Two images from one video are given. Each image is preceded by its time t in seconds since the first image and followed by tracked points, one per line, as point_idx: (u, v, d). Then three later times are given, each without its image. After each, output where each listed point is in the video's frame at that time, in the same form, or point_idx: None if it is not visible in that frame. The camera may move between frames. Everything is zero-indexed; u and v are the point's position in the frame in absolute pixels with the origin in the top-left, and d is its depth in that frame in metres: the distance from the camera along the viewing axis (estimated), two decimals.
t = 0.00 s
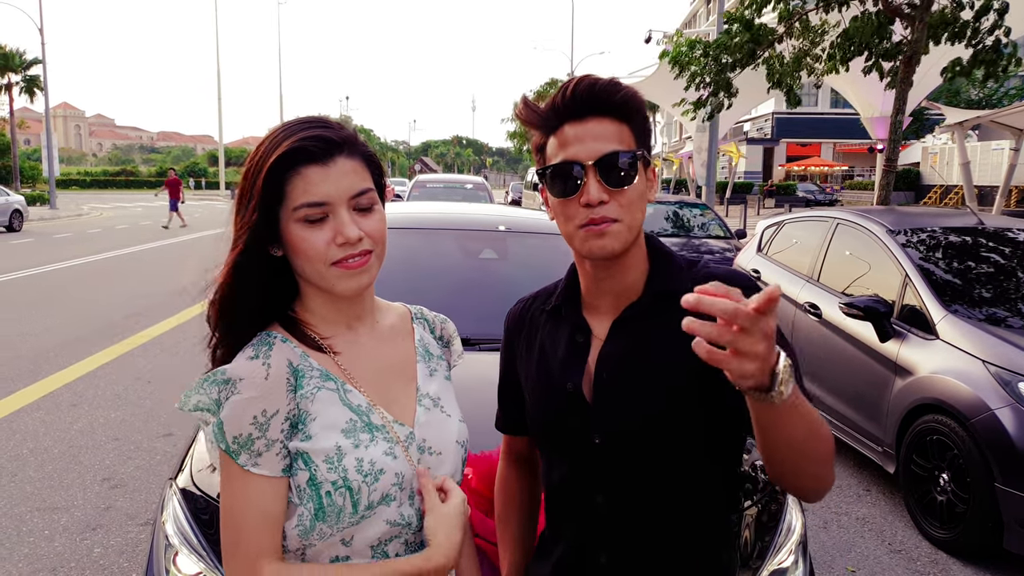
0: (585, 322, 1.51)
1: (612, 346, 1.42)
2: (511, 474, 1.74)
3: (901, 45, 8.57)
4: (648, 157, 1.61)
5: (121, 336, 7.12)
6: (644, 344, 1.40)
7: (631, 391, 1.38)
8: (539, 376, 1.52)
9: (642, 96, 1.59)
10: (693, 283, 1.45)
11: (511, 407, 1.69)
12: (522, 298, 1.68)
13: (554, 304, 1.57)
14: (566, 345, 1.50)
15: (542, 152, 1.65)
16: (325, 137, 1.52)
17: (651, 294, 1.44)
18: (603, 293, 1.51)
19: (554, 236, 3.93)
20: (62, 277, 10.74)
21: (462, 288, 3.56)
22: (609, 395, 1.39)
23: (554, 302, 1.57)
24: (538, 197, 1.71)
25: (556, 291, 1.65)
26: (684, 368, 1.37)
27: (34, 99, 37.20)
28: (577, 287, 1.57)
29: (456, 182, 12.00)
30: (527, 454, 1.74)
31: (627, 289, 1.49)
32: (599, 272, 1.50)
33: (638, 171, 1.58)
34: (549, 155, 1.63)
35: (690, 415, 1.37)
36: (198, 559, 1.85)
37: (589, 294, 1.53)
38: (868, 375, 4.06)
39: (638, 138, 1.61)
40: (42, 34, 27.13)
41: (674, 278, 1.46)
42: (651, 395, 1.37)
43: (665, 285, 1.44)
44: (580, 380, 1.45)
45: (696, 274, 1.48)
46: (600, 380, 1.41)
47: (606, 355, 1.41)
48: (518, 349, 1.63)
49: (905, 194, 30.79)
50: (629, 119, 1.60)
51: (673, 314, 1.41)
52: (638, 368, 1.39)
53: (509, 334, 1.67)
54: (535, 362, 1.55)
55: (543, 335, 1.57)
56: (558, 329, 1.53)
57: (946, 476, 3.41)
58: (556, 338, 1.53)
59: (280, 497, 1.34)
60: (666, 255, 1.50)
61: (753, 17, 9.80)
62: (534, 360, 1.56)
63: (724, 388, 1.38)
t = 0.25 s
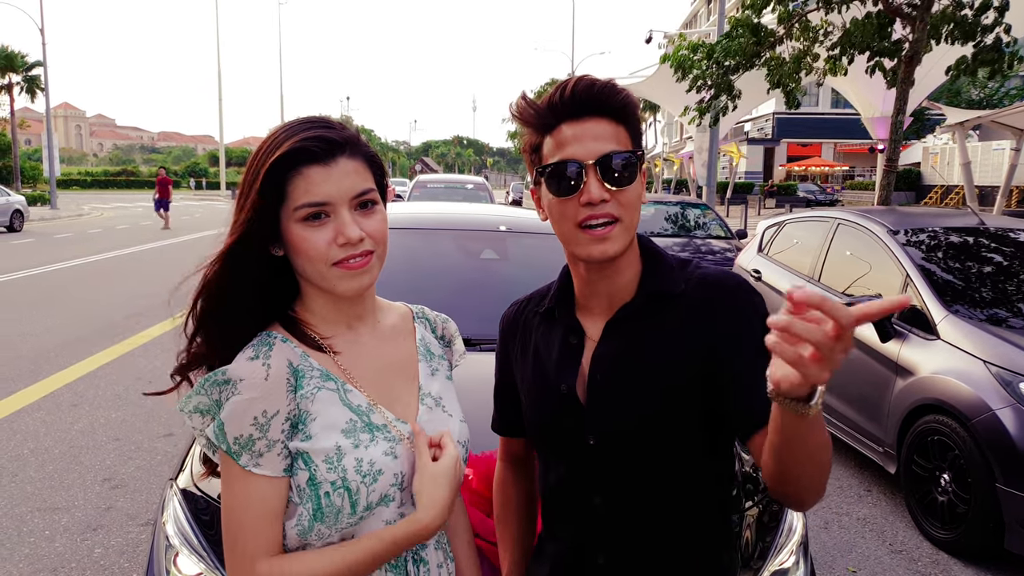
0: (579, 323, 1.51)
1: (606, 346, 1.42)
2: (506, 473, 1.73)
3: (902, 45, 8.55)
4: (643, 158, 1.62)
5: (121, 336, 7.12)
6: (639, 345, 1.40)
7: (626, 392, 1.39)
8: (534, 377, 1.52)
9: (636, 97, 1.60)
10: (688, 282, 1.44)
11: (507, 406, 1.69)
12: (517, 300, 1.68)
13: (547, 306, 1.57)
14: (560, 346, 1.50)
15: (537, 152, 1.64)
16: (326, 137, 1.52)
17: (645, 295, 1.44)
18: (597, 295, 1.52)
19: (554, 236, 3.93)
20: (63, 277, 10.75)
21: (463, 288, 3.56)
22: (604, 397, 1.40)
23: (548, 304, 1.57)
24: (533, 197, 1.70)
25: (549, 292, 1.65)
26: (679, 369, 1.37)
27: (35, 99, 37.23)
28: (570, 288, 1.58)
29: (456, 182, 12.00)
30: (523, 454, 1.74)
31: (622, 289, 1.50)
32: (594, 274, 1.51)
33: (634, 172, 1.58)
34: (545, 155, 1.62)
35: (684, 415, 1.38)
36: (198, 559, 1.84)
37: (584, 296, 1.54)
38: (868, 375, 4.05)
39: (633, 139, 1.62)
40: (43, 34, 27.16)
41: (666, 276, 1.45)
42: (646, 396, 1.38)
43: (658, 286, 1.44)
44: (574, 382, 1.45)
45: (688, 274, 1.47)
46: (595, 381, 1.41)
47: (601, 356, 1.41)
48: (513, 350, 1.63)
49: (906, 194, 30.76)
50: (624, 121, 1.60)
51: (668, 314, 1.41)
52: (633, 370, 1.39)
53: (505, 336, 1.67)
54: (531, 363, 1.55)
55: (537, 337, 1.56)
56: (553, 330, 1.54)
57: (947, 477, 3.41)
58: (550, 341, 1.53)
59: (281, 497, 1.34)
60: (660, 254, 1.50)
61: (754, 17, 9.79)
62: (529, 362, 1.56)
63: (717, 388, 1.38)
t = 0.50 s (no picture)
0: (575, 324, 1.51)
1: (602, 348, 1.42)
2: (501, 474, 1.74)
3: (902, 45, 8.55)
4: (635, 159, 1.62)
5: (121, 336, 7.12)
6: (636, 347, 1.40)
7: (625, 393, 1.38)
8: (531, 379, 1.52)
9: (628, 97, 1.60)
10: (686, 283, 1.44)
11: (499, 407, 1.68)
12: (511, 301, 1.68)
13: (542, 308, 1.56)
14: (556, 348, 1.50)
15: (529, 153, 1.65)
16: (327, 136, 1.51)
17: (641, 296, 1.43)
18: (592, 296, 1.52)
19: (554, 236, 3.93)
20: (64, 277, 10.76)
21: (463, 289, 3.56)
22: (603, 399, 1.39)
23: (542, 306, 1.57)
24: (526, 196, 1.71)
25: (543, 294, 1.64)
26: (676, 370, 1.37)
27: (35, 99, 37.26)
28: (565, 288, 1.58)
29: (457, 182, 12.00)
30: (518, 456, 1.74)
31: (618, 290, 1.50)
32: (588, 275, 1.52)
33: (625, 173, 1.59)
34: (536, 157, 1.63)
35: (681, 417, 1.38)
36: (198, 560, 1.84)
37: (578, 296, 1.54)
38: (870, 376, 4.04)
39: (625, 140, 1.62)
40: (44, 35, 27.21)
41: (663, 277, 1.45)
42: (644, 397, 1.38)
43: (654, 287, 1.43)
44: (572, 384, 1.45)
45: (685, 274, 1.46)
46: (593, 383, 1.40)
47: (599, 358, 1.41)
48: (508, 353, 1.62)
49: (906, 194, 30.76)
50: (617, 121, 1.60)
51: (663, 315, 1.41)
52: (630, 371, 1.39)
53: (499, 338, 1.66)
54: (528, 365, 1.54)
55: (533, 339, 1.56)
56: (549, 332, 1.54)
57: (949, 477, 3.40)
58: (546, 343, 1.53)
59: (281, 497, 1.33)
60: (655, 254, 1.50)
61: (754, 17, 9.78)
62: (526, 363, 1.55)
63: (713, 389, 1.39)
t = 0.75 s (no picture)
0: (576, 324, 1.51)
1: (604, 348, 1.41)
2: (500, 476, 1.73)
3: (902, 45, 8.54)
4: (637, 159, 1.61)
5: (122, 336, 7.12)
6: (637, 347, 1.40)
7: (625, 394, 1.38)
8: (530, 381, 1.51)
9: (632, 98, 1.60)
10: (686, 284, 1.44)
11: (498, 408, 1.68)
12: (511, 300, 1.68)
13: (540, 308, 1.56)
14: (556, 348, 1.50)
15: (530, 152, 1.65)
16: (332, 135, 1.51)
17: (641, 297, 1.43)
18: (593, 295, 1.52)
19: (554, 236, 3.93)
20: (65, 277, 10.76)
21: (463, 289, 3.56)
22: (603, 400, 1.39)
23: (542, 306, 1.56)
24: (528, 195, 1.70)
25: (543, 293, 1.64)
26: (677, 370, 1.37)
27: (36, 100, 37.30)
28: (565, 287, 1.57)
29: (457, 182, 12.00)
30: (515, 458, 1.74)
31: (618, 290, 1.50)
32: (588, 274, 1.51)
33: (626, 173, 1.58)
34: (538, 155, 1.62)
35: (681, 418, 1.37)
36: (198, 561, 1.84)
37: (579, 295, 1.54)
38: (871, 377, 4.04)
39: (626, 141, 1.62)
40: (45, 35, 27.24)
41: (664, 277, 1.44)
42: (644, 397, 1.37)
43: (654, 287, 1.43)
44: (574, 385, 1.44)
45: (686, 275, 1.46)
46: (594, 384, 1.40)
47: (600, 358, 1.41)
48: (506, 353, 1.62)
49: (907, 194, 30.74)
50: (620, 121, 1.60)
51: (664, 315, 1.41)
52: (630, 371, 1.39)
53: (496, 338, 1.65)
54: (528, 366, 1.53)
55: (534, 339, 1.55)
56: (549, 332, 1.53)
57: (950, 477, 3.40)
58: (547, 343, 1.52)
59: (286, 495, 1.33)
60: (655, 255, 1.50)
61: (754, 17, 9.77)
62: (526, 364, 1.55)
63: (713, 389, 1.39)
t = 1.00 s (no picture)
0: (576, 322, 1.51)
1: (603, 348, 1.41)
2: (504, 474, 1.73)
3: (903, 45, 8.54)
4: (639, 158, 1.61)
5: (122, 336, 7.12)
6: (637, 346, 1.40)
7: (625, 391, 1.38)
8: (532, 380, 1.51)
9: (634, 98, 1.59)
10: (687, 284, 1.43)
11: (502, 407, 1.69)
12: (513, 299, 1.68)
13: (543, 306, 1.56)
14: (557, 346, 1.50)
15: (532, 152, 1.64)
16: (337, 134, 1.50)
17: (643, 297, 1.43)
18: (595, 294, 1.52)
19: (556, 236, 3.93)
20: (65, 277, 10.75)
21: (464, 289, 3.56)
22: (601, 400, 1.39)
23: (544, 304, 1.56)
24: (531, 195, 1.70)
25: (546, 291, 1.64)
26: (676, 369, 1.37)
27: (36, 99, 37.33)
28: (568, 285, 1.57)
29: (458, 182, 12.00)
30: (519, 454, 1.74)
31: (620, 289, 1.50)
32: (591, 274, 1.51)
33: (629, 172, 1.58)
34: (540, 155, 1.62)
35: (680, 416, 1.37)
36: (199, 560, 1.84)
37: (582, 293, 1.53)
38: (873, 377, 4.03)
39: (630, 141, 1.62)
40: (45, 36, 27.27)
41: (664, 278, 1.44)
42: (644, 396, 1.37)
43: (655, 287, 1.43)
44: (573, 382, 1.44)
45: (686, 275, 1.46)
46: (592, 383, 1.40)
47: (600, 356, 1.40)
48: (510, 351, 1.62)
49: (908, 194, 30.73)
50: (622, 123, 1.60)
51: (664, 315, 1.41)
52: (632, 371, 1.38)
53: (501, 336, 1.66)
54: (530, 365, 1.53)
55: (535, 337, 1.55)
56: (551, 330, 1.53)
57: (951, 478, 3.40)
58: (549, 341, 1.52)
59: (295, 492, 1.32)
60: (656, 256, 1.49)
61: (755, 17, 9.76)
62: (527, 362, 1.55)
63: (712, 390, 1.39)
